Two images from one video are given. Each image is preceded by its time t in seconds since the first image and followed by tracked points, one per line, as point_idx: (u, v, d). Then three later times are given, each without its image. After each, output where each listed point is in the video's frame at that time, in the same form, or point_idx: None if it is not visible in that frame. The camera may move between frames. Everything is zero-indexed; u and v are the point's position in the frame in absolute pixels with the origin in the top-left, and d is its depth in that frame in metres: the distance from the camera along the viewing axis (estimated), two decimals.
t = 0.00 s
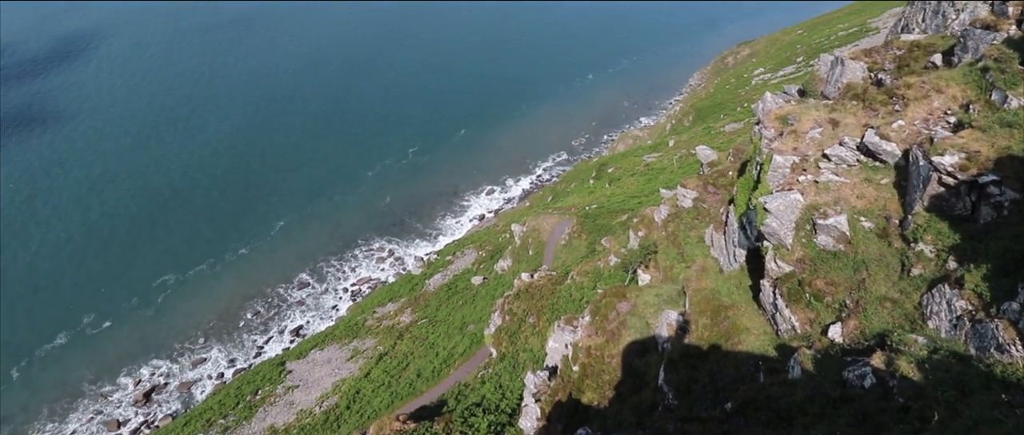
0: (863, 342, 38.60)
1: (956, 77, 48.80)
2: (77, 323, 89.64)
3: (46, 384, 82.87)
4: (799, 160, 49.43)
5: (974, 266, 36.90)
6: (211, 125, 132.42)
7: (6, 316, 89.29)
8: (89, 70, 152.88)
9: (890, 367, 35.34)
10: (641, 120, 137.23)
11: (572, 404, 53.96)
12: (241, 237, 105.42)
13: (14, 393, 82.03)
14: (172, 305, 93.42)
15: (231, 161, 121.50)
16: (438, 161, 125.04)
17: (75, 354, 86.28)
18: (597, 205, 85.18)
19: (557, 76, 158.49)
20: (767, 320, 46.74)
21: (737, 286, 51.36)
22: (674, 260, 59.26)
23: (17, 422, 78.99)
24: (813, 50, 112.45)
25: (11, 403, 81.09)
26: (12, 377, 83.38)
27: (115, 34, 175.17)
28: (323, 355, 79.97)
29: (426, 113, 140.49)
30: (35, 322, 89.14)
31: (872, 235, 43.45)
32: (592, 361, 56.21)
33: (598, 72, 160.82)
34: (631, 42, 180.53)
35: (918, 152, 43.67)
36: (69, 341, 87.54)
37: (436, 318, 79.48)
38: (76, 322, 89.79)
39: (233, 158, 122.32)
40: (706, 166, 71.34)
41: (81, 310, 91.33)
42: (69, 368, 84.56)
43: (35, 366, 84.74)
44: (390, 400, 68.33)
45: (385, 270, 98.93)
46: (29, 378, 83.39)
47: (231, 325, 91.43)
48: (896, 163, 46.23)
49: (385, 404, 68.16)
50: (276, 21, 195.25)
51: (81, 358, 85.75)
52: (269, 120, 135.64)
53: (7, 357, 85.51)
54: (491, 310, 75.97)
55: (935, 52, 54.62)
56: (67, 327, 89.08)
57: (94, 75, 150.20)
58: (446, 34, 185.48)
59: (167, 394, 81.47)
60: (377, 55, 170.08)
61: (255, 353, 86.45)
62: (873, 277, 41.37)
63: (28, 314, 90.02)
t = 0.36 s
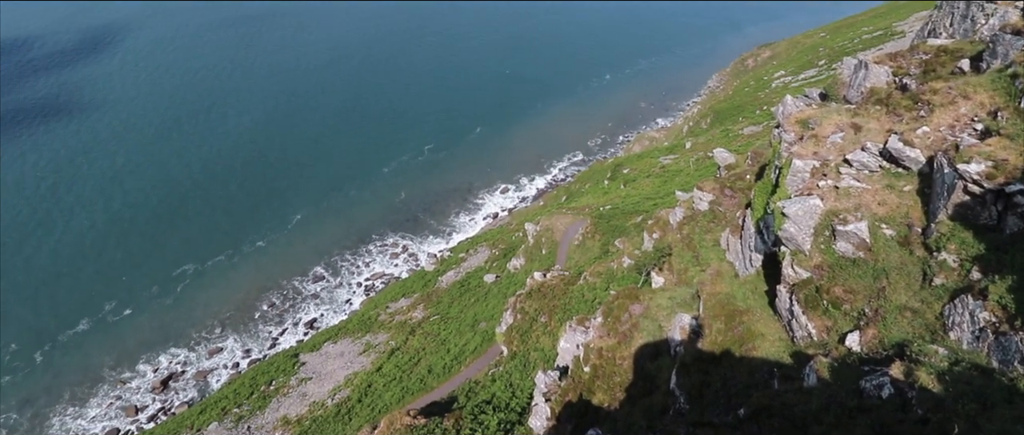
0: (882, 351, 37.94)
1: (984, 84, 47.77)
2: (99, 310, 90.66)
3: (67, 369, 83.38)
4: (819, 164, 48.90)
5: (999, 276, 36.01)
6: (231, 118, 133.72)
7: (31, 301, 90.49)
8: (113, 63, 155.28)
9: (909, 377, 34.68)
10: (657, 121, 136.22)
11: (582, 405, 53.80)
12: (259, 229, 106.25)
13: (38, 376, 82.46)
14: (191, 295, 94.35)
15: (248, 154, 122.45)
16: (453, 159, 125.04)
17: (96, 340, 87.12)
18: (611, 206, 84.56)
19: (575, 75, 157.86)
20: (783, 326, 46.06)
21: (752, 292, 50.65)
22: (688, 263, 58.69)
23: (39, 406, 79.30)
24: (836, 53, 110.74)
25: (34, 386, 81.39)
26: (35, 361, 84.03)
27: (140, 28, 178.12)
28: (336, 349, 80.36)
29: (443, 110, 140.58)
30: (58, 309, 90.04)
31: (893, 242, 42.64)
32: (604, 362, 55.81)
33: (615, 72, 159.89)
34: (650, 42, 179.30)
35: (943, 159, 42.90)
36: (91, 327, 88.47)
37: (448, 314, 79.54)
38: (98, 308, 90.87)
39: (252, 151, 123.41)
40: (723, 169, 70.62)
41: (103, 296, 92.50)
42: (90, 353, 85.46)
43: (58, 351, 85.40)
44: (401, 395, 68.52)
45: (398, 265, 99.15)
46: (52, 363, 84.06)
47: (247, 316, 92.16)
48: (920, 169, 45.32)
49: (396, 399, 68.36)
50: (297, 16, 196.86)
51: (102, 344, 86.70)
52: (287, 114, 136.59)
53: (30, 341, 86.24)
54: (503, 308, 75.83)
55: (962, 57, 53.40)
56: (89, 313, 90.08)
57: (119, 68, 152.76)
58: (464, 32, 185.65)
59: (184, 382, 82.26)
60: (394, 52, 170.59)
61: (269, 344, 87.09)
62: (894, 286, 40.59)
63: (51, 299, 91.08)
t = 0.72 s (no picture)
0: (901, 362, 37.15)
1: (1013, 90, 46.99)
2: (121, 298, 92.28)
3: (90, 355, 84.81)
4: (840, 170, 48.28)
5: None
6: (251, 112, 135.11)
7: (55, 288, 92.08)
8: (138, 58, 158.06)
9: (929, 389, 33.86)
10: (675, 123, 135.12)
11: (593, 406, 53.40)
12: (276, 222, 107.08)
13: (60, 361, 83.73)
14: (209, 285, 95.36)
15: (267, 148, 123.46)
16: (469, 156, 125.04)
17: (118, 327, 88.53)
18: (625, 207, 83.98)
19: (592, 75, 157.11)
20: (800, 333, 45.35)
21: (768, 297, 49.90)
22: (703, 267, 58.23)
23: (61, 389, 80.79)
24: (859, 57, 109.12)
25: (56, 370, 82.72)
26: (58, 346, 85.28)
27: (165, 25, 181.02)
28: (349, 342, 80.75)
29: (459, 108, 140.67)
30: (81, 297, 91.63)
31: (915, 251, 41.81)
32: (616, 364, 55.29)
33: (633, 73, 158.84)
34: (669, 43, 177.91)
35: (969, 166, 42.16)
36: (112, 315, 89.97)
37: (460, 312, 79.56)
38: (120, 296, 92.47)
39: (271, 145, 124.53)
40: (741, 172, 69.87)
41: (125, 285, 94.16)
42: (110, 340, 86.82)
43: (81, 337, 86.67)
44: (412, 390, 68.68)
45: (412, 261, 99.36)
46: (74, 348, 85.24)
47: (263, 307, 92.87)
48: (944, 176, 44.49)
49: (407, 393, 68.55)
50: (317, 13, 198.34)
51: (123, 332, 87.99)
52: (305, 109, 137.58)
53: (54, 325, 87.54)
54: (515, 307, 75.63)
55: (992, 63, 52.55)
56: (111, 301, 91.63)
57: (144, 64, 155.42)
58: (482, 31, 185.68)
59: (200, 371, 83.11)
60: (412, 49, 171.06)
61: (284, 336, 87.70)
62: (915, 296, 39.76)
63: (74, 286, 92.66)
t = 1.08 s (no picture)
0: (920, 373, 36.41)
1: None
2: (142, 286, 93.62)
3: (111, 341, 86.23)
4: (862, 175, 47.50)
5: None
6: (270, 106, 136.28)
7: (79, 275, 93.82)
8: (162, 52, 160.48)
9: (949, 401, 33.08)
10: (693, 125, 133.88)
11: (604, 407, 52.99)
12: (294, 216, 107.88)
13: (82, 345, 85.43)
14: (228, 276, 96.32)
15: (285, 143, 124.41)
16: (484, 154, 124.98)
17: (139, 315, 89.86)
18: (641, 209, 83.32)
19: (610, 76, 156.24)
20: (817, 340, 44.62)
21: (784, 303, 49.19)
22: (719, 271, 57.68)
23: (82, 374, 82.38)
24: (883, 60, 107.32)
25: (77, 355, 84.48)
26: (81, 332, 86.94)
27: (188, 19, 183.60)
28: (362, 336, 81.11)
29: (475, 106, 140.65)
30: (103, 285, 93.18)
31: (938, 260, 40.94)
32: (628, 365, 54.61)
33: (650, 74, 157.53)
34: (689, 44, 176.40)
35: (995, 175, 41.58)
36: (133, 302, 91.43)
37: (472, 309, 79.54)
38: (141, 284, 93.88)
39: (289, 140, 125.48)
40: (759, 176, 69.10)
41: (146, 273, 95.53)
42: (131, 327, 88.15)
43: (102, 323, 88.31)
44: (423, 385, 68.81)
45: (425, 258, 99.50)
46: (96, 334, 86.84)
47: (279, 299, 93.52)
48: (970, 185, 43.75)
49: (419, 389, 68.69)
50: (336, 10, 199.46)
51: (143, 320, 89.22)
52: (323, 104, 138.47)
53: (78, 311, 89.35)
54: (528, 306, 75.44)
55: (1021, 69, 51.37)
56: (132, 289, 93.12)
57: (167, 57, 157.72)
58: (500, 29, 185.55)
59: (217, 360, 84.00)
60: (431, 46, 171.32)
61: (298, 328, 88.24)
62: (937, 306, 38.95)
63: (96, 274, 94.41)
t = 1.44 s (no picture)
0: (942, 385, 35.36)
1: None
2: (163, 275, 94.86)
3: (131, 328, 87.47)
4: (885, 181, 46.75)
5: None
6: (289, 101, 137.32)
7: (103, 264, 95.57)
8: (185, 46, 162.54)
9: (971, 415, 31.86)
10: (711, 127, 132.64)
11: (614, 409, 52.30)
12: (311, 209, 108.48)
13: (104, 331, 86.81)
14: (246, 267, 97.17)
15: (303, 138, 125.04)
16: (500, 152, 124.82)
17: (159, 303, 91.00)
18: (656, 210, 82.43)
19: (628, 76, 155.30)
20: (835, 348, 43.80)
21: (801, 310, 48.40)
22: (734, 275, 57.08)
23: (103, 359, 83.69)
24: (909, 64, 105.26)
25: (99, 340, 85.81)
26: (103, 318, 88.34)
27: (212, 14, 185.90)
28: (375, 331, 81.43)
29: (492, 104, 140.49)
30: (125, 273, 94.66)
31: (962, 270, 39.93)
32: (640, 368, 54.01)
33: (669, 75, 156.20)
34: (709, 45, 174.71)
35: None
36: (154, 290, 92.65)
37: (485, 306, 79.47)
38: (162, 273, 95.08)
39: (307, 134, 126.27)
40: (779, 180, 68.24)
41: (166, 263, 96.71)
42: (152, 314, 89.32)
43: (124, 310, 89.67)
44: (434, 381, 68.92)
45: (439, 254, 99.55)
46: (118, 321, 88.24)
47: (295, 291, 94.13)
48: (999, 194, 42.64)
49: (430, 384, 68.79)
50: (357, 6, 200.42)
51: (163, 308, 90.30)
52: (341, 100, 139.16)
53: (100, 298, 90.90)
54: (540, 305, 75.22)
55: None
56: (153, 278, 94.35)
57: (191, 51, 159.91)
58: (519, 27, 185.27)
59: (234, 349, 84.82)
60: (449, 44, 171.33)
61: (313, 321, 88.73)
62: (960, 317, 37.96)
63: (118, 263, 96.05)
